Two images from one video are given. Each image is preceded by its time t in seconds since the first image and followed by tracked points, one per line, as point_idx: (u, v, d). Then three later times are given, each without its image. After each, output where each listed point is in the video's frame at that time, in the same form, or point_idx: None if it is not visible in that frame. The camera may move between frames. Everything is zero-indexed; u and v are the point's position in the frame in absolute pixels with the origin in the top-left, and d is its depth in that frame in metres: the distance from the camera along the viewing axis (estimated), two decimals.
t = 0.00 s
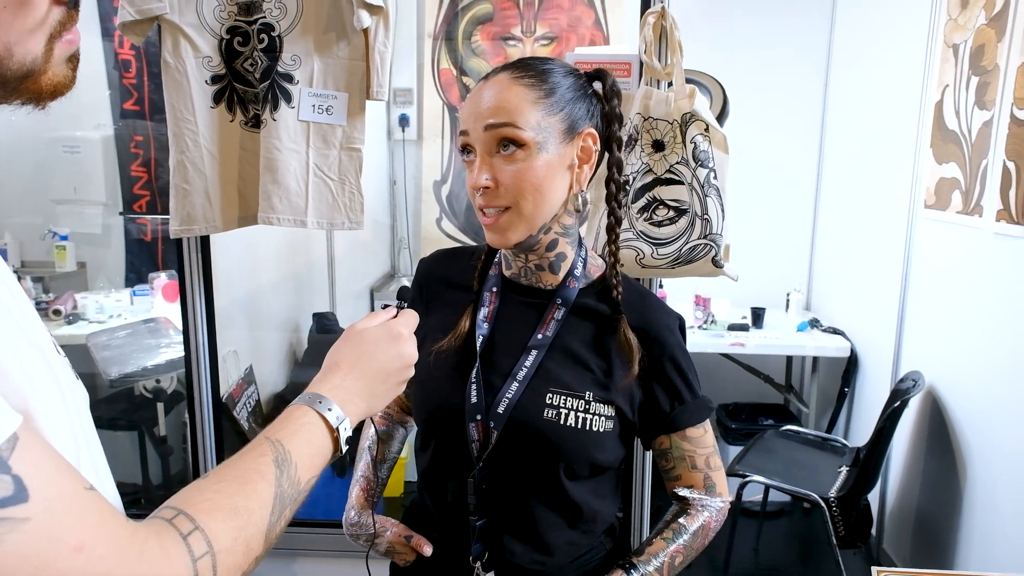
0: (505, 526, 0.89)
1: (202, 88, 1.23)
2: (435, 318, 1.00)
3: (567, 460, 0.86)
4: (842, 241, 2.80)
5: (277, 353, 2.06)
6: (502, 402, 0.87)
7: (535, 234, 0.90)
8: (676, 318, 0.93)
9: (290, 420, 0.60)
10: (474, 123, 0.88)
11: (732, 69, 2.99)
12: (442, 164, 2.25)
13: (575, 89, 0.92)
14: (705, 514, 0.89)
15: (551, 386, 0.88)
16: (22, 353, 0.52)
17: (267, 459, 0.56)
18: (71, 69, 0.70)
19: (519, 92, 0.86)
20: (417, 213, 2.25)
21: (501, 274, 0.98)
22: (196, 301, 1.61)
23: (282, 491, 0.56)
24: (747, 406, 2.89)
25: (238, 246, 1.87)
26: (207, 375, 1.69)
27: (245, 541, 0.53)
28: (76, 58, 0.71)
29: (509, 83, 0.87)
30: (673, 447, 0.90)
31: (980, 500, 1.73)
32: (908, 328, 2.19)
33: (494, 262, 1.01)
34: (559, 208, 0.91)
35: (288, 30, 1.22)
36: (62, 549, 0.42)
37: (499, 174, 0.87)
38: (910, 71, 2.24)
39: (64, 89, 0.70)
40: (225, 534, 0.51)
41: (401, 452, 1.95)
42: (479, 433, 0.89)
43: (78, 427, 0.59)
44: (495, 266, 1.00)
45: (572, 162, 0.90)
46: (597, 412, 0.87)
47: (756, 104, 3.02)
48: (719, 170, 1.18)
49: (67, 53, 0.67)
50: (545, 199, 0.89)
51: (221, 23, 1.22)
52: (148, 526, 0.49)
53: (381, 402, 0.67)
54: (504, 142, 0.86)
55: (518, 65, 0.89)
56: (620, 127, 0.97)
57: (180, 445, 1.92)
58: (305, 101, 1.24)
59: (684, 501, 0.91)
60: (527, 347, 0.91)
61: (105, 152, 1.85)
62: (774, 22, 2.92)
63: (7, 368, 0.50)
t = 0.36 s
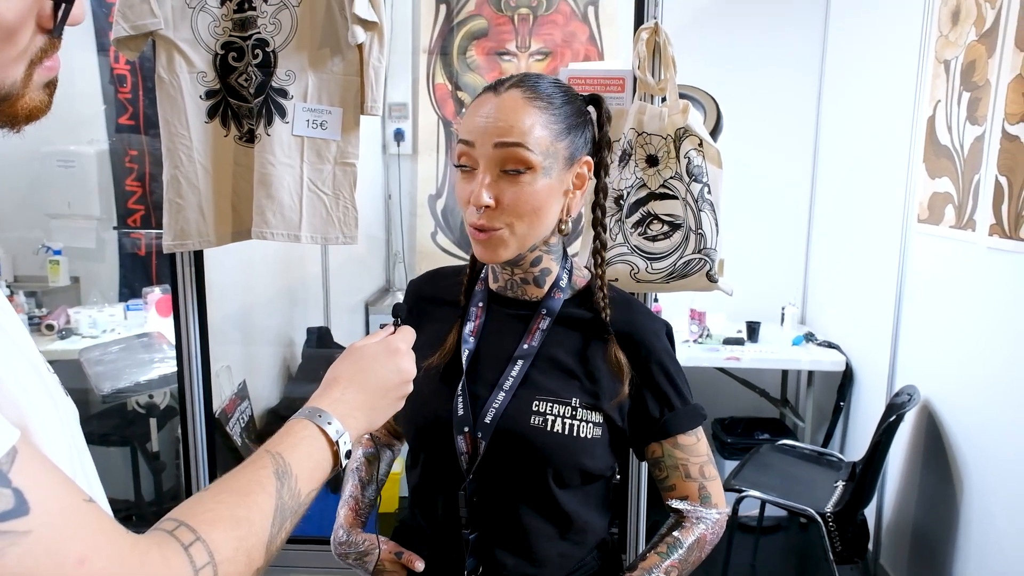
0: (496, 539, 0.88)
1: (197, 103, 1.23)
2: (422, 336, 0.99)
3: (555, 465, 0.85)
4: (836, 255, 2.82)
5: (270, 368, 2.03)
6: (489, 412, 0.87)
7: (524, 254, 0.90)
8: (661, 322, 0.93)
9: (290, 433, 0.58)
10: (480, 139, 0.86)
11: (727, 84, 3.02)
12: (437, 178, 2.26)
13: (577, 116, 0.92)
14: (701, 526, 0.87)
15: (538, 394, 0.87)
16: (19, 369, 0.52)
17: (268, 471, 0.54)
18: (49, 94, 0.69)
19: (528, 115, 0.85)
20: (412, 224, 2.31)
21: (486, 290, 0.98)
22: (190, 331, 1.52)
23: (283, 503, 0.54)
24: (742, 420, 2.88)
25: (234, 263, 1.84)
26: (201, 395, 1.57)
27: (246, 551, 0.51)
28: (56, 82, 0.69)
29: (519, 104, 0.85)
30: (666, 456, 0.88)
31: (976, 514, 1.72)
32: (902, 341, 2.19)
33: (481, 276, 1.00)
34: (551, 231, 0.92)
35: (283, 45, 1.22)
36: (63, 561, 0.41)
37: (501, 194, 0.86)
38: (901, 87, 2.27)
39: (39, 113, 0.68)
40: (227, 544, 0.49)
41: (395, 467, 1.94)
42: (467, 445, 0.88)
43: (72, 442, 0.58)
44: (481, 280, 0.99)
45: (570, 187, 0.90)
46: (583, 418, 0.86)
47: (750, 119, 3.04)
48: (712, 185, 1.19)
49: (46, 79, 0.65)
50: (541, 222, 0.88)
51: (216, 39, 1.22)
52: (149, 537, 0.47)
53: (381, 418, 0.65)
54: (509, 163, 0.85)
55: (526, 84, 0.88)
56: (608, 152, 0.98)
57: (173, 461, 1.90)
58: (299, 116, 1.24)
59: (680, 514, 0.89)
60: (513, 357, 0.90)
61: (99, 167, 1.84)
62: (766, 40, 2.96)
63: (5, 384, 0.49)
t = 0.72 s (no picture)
0: (493, 551, 0.87)
1: (196, 108, 1.23)
2: (424, 337, 0.99)
3: (554, 484, 0.85)
4: (835, 259, 2.82)
5: (270, 371, 2.03)
6: (488, 427, 0.86)
7: (522, 259, 0.89)
8: (662, 337, 0.92)
9: (296, 439, 0.57)
10: (461, 145, 0.88)
11: (727, 89, 3.02)
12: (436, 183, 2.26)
13: (563, 114, 0.92)
14: (696, 535, 0.87)
15: (538, 410, 0.87)
16: (32, 374, 0.51)
17: (276, 476, 0.53)
18: (56, 104, 0.68)
19: (507, 115, 0.86)
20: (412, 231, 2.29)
21: (488, 299, 0.97)
22: (190, 349, 1.50)
23: (291, 509, 0.53)
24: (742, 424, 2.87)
25: (232, 270, 1.83)
26: (199, 400, 1.55)
27: (255, 556, 0.50)
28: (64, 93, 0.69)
29: (497, 106, 0.87)
30: (662, 469, 0.88)
31: (976, 520, 1.71)
32: (902, 346, 2.19)
33: (481, 285, 1.00)
34: (546, 231, 0.91)
35: (282, 50, 1.22)
36: (78, 563, 0.41)
37: (485, 196, 0.86)
38: (900, 92, 2.27)
39: (48, 124, 0.67)
40: (237, 548, 0.49)
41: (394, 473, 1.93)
42: (466, 459, 0.87)
43: (80, 448, 0.58)
44: (482, 289, 0.99)
45: (560, 185, 0.90)
46: (583, 435, 0.86)
47: (749, 124, 3.05)
48: (711, 190, 1.19)
49: (57, 90, 0.64)
50: (532, 222, 0.88)
51: (216, 44, 1.22)
52: (160, 541, 0.46)
53: (387, 426, 0.64)
54: (491, 165, 0.86)
55: (505, 88, 0.90)
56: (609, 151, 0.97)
57: (171, 466, 1.90)
58: (299, 121, 1.23)
59: (675, 523, 0.88)
60: (513, 370, 0.89)
61: (97, 172, 1.84)
62: (764, 45, 2.97)
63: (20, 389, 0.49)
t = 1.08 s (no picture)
0: (502, 549, 0.87)
1: (203, 109, 1.23)
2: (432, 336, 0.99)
3: (562, 477, 0.85)
4: (838, 259, 2.82)
5: (275, 371, 2.04)
6: (496, 422, 0.86)
7: (530, 256, 0.89)
8: (670, 330, 0.92)
9: (310, 441, 0.57)
10: (466, 146, 0.88)
11: (727, 88, 3.02)
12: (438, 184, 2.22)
13: (568, 111, 0.92)
14: (711, 536, 0.86)
15: (544, 405, 0.87)
16: (59, 376, 0.52)
17: (292, 479, 0.53)
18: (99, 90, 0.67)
19: (511, 114, 0.87)
20: (414, 231, 2.29)
21: (495, 296, 0.97)
22: (196, 345, 1.51)
23: (306, 511, 0.53)
24: (744, 424, 2.87)
25: (236, 270, 1.83)
26: (205, 397, 1.55)
27: (273, 558, 0.50)
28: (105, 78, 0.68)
29: (500, 105, 0.88)
30: (674, 463, 0.88)
31: (981, 521, 1.71)
32: (905, 345, 2.19)
33: (487, 284, 1.00)
34: (553, 227, 0.91)
35: (289, 50, 1.22)
36: (104, 564, 0.41)
37: (491, 194, 0.87)
38: (904, 92, 2.27)
39: (94, 116, 0.67)
40: (255, 550, 0.49)
41: (398, 473, 1.93)
42: (476, 454, 0.87)
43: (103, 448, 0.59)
44: (489, 286, 0.99)
45: (565, 182, 0.90)
46: (591, 429, 0.86)
47: (752, 124, 3.05)
48: (719, 190, 1.18)
49: (99, 79, 0.63)
50: (538, 219, 0.88)
51: (222, 45, 1.22)
52: (179, 543, 0.46)
53: (399, 428, 0.64)
54: (496, 164, 0.86)
55: (507, 88, 0.90)
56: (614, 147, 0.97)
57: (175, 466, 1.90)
58: (305, 121, 1.24)
59: (689, 522, 0.88)
60: (520, 364, 0.90)
61: (101, 172, 1.86)
62: (767, 45, 2.97)
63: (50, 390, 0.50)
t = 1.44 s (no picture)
0: (516, 550, 0.86)
1: (212, 112, 1.23)
2: (448, 335, 0.99)
3: (575, 478, 0.85)
4: (843, 260, 2.82)
5: (282, 373, 2.03)
6: (509, 423, 0.86)
7: (538, 259, 0.89)
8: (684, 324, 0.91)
9: (332, 450, 0.57)
10: (470, 151, 0.89)
11: (727, 89, 3.02)
12: (443, 186, 2.25)
13: (573, 113, 0.92)
14: (717, 533, 0.86)
15: (556, 406, 0.87)
16: (83, 386, 0.53)
17: (315, 488, 0.53)
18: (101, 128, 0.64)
19: (513, 119, 0.87)
20: (419, 232, 2.31)
21: (511, 297, 0.97)
22: (206, 350, 1.51)
23: (328, 521, 0.53)
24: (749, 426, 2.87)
25: (243, 272, 1.83)
26: (213, 398, 1.55)
27: (296, 568, 0.50)
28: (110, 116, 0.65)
29: (503, 112, 0.88)
30: (683, 460, 0.87)
31: (989, 525, 1.70)
32: (912, 347, 2.18)
33: (503, 285, 1.01)
34: (561, 228, 0.90)
35: (299, 53, 1.22)
36: None
37: (495, 200, 0.87)
38: (910, 93, 2.27)
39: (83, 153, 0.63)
40: (279, 561, 0.49)
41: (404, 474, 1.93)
42: (488, 454, 0.87)
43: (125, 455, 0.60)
44: (505, 289, 0.99)
45: (570, 184, 0.89)
46: (604, 429, 0.86)
47: (756, 125, 3.04)
48: (729, 193, 1.18)
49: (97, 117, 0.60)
50: (544, 222, 0.88)
51: (232, 47, 1.22)
52: (204, 552, 0.46)
53: (418, 436, 0.64)
54: (499, 169, 0.87)
55: (510, 94, 0.90)
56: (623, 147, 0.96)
57: (181, 467, 1.89)
58: (315, 124, 1.24)
59: (695, 521, 0.88)
60: (533, 365, 0.90)
61: (106, 175, 1.85)
62: (772, 46, 2.96)
63: (76, 400, 0.50)
